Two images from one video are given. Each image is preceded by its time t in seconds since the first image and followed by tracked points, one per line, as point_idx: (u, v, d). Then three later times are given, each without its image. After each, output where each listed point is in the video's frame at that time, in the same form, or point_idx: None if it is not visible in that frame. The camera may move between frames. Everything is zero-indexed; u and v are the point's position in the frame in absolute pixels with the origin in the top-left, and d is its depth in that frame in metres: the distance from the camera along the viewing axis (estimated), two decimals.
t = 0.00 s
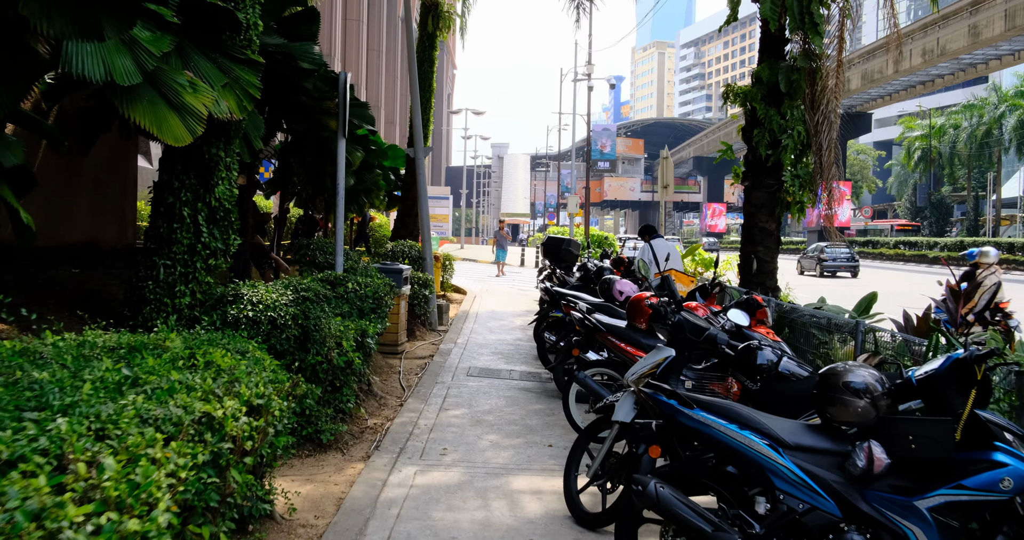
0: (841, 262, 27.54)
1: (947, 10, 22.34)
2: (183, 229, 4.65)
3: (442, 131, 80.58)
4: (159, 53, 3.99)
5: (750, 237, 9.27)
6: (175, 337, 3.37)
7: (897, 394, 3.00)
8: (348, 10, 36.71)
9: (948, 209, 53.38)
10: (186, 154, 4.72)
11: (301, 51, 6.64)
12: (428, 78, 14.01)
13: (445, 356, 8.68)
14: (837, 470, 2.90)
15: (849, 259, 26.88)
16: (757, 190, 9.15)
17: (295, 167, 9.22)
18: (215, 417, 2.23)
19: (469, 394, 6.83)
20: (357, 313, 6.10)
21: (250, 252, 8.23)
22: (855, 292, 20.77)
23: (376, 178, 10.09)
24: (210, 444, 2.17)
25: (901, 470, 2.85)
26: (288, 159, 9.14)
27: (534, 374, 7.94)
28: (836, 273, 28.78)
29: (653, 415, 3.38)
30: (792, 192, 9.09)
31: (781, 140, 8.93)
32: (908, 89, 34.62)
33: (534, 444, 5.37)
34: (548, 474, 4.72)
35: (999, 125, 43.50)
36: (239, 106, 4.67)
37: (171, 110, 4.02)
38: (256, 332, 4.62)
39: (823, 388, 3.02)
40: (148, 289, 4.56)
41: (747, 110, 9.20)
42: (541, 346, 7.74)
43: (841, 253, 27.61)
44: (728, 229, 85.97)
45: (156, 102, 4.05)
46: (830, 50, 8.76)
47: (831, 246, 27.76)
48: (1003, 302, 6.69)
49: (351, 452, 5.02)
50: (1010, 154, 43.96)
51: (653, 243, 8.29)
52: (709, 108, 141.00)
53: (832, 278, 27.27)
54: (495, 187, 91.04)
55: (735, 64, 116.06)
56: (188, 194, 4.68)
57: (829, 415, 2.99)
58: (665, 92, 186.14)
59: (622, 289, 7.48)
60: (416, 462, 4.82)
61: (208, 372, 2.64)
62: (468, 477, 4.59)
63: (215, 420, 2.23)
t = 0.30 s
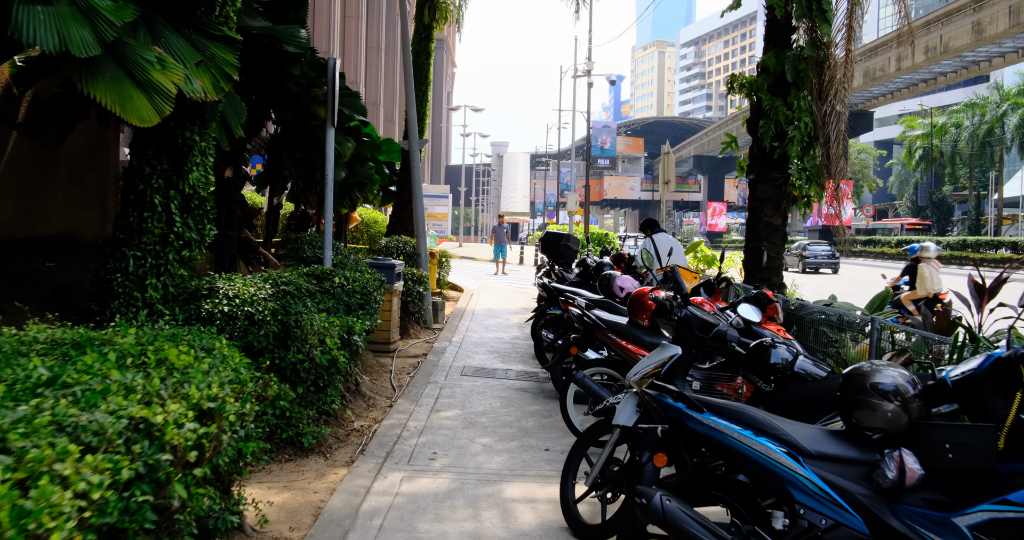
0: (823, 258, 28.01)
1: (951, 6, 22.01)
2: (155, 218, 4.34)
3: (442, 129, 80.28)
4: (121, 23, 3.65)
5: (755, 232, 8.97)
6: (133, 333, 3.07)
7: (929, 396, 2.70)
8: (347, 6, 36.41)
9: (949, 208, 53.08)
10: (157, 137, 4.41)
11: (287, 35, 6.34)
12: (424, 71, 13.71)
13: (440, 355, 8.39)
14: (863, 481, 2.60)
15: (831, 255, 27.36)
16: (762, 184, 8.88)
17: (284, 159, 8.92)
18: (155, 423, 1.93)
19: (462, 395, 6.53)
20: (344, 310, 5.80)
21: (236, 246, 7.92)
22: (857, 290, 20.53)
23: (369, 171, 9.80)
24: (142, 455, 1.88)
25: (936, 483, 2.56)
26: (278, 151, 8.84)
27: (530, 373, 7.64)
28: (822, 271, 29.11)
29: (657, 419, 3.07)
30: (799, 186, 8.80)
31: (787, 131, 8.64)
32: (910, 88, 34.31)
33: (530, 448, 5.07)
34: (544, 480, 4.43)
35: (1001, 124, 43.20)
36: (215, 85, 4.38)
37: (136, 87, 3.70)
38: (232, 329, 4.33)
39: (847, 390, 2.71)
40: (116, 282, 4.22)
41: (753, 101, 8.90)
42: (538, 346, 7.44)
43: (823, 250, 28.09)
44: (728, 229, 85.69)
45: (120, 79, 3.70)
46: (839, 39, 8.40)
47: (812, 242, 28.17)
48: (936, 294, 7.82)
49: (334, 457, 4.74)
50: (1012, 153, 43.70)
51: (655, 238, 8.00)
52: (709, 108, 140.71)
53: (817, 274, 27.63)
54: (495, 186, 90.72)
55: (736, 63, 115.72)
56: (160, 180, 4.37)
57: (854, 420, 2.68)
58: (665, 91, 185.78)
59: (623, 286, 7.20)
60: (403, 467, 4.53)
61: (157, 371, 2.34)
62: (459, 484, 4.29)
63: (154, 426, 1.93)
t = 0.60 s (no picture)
0: (804, 257, 29.00)
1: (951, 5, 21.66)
2: (119, 226, 3.99)
3: (440, 130, 79.96)
4: (71, 12, 3.32)
5: (759, 235, 8.66)
6: (80, 358, 2.77)
7: (973, 429, 2.39)
8: (343, 6, 36.09)
9: (949, 208, 52.82)
10: (122, 138, 4.06)
11: (269, 31, 6.02)
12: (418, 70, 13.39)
13: (433, 364, 8.07)
14: (901, 527, 2.29)
15: (811, 254, 28.09)
16: (767, 185, 8.56)
17: (271, 161, 8.59)
18: (69, 481, 1.71)
19: (455, 409, 6.22)
20: (328, 321, 5.49)
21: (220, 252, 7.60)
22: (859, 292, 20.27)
23: (359, 173, 9.49)
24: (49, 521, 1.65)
25: (984, 530, 2.26)
26: (264, 152, 8.52)
27: (526, 384, 7.33)
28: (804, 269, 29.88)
29: (666, 453, 2.75)
30: (805, 188, 8.48)
31: (793, 131, 8.33)
32: (910, 87, 34.01)
33: (526, 469, 4.75)
34: (540, 507, 4.11)
35: (1001, 123, 42.94)
36: (185, 83, 4.08)
37: (92, 85, 3.37)
38: (203, 345, 4.01)
39: (880, 423, 2.39)
40: (78, 295, 3.83)
41: (757, 100, 8.59)
42: (535, 355, 7.13)
43: (805, 249, 28.89)
44: (727, 229, 85.43)
45: (73, 74, 3.36)
46: (847, 35, 8.02)
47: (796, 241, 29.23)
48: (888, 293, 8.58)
49: (314, 481, 4.43)
50: (1012, 153, 43.46)
51: (656, 242, 7.68)
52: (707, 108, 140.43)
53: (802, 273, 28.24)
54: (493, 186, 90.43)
55: (734, 63, 115.50)
56: (126, 184, 4.03)
57: (889, 458, 2.36)
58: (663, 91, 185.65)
59: (623, 292, 6.89)
60: (388, 493, 4.21)
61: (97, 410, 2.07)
62: (448, 512, 3.97)
63: (68, 485, 1.71)
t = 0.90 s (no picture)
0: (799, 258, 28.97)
1: (954, 3, 21.31)
2: (86, 221, 3.69)
3: (438, 129, 79.66)
4: None
5: (768, 233, 8.34)
6: (27, 364, 2.48)
7: None
8: (340, 4, 35.82)
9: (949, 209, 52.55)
10: (89, 125, 3.74)
11: (253, 16, 5.71)
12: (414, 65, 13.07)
13: (428, 368, 7.75)
14: None
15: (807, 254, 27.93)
16: (776, 182, 8.25)
17: (261, 156, 8.27)
18: None
19: (451, 415, 5.90)
20: (316, 324, 5.18)
21: (208, 250, 7.28)
22: (861, 294, 19.98)
23: (353, 169, 9.17)
24: None
25: None
26: (254, 147, 8.20)
27: (526, 389, 7.02)
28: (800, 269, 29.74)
29: (689, 477, 2.49)
30: (815, 184, 8.18)
31: (802, 126, 8.02)
32: (911, 86, 33.72)
33: (526, 483, 4.44)
34: (543, 526, 3.79)
35: (1002, 124, 42.66)
36: (157, 65, 3.76)
37: (48, 62, 3.06)
38: (177, 350, 3.69)
39: (936, 446, 2.09)
40: (39, 295, 3.55)
41: (765, 93, 8.28)
42: (534, 358, 6.82)
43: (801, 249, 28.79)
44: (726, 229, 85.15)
45: (28, 51, 3.03)
46: (858, 26, 7.78)
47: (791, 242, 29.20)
48: (842, 287, 8.82)
49: (299, 496, 4.12)
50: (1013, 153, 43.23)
51: (662, 242, 7.36)
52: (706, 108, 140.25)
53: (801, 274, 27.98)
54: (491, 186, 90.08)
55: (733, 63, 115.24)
56: (93, 175, 3.71)
57: (948, 485, 2.05)
58: (662, 91, 185.37)
59: (627, 293, 6.56)
60: (378, 511, 3.90)
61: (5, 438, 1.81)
62: (442, 532, 3.66)
63: None
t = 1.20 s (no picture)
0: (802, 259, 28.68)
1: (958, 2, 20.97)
2: (50, 230, 3.39)
3: (438, 130, 79.40)
4: None
5: (778, 238, 8.05)
6: None
7: None
8: (339, 5, 35.57)
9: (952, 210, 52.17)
10: (53, 127, 3.45)
11: (239, 8, 5.49)
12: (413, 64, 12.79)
13: (426, 378, 7.46)
14: None
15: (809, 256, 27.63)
16: (786, 184, 7.96)
17: (253, 158, 7.98)
18: None
19: (449, 431, 5.60)
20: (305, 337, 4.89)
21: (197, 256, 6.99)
22: (866, 296, 19.70)
23: (348, 172, 8.87)
24: None
25: None
26: (245, 149, 7.90)
27: (527, 401, 6.73)
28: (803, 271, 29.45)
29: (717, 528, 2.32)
30: (826, 187, 7.89)
31: (814, 126, 7.74)
32: (914, 87, 33.40)
33: (529, 508, 4.14)
34: None
35: (1005, 124, 42.31)
36: (130, 61, 3.46)
37: None
38: (149, 370, 3.40)
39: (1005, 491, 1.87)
40: None
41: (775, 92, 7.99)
42: (536, 368, 6.54)
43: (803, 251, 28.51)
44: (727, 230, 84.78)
45: None
46: (872, 22, 7.38)
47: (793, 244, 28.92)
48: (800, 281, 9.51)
49: (283, 526, 3.81)
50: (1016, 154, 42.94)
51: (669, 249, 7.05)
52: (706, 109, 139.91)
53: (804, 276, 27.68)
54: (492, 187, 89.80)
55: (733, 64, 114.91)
56: (58, 180, 3.43)
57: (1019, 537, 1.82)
58: (662, 92, 185.13)
59: (633, 301, 6.26)
60: None
61: None
62: None
63: None
